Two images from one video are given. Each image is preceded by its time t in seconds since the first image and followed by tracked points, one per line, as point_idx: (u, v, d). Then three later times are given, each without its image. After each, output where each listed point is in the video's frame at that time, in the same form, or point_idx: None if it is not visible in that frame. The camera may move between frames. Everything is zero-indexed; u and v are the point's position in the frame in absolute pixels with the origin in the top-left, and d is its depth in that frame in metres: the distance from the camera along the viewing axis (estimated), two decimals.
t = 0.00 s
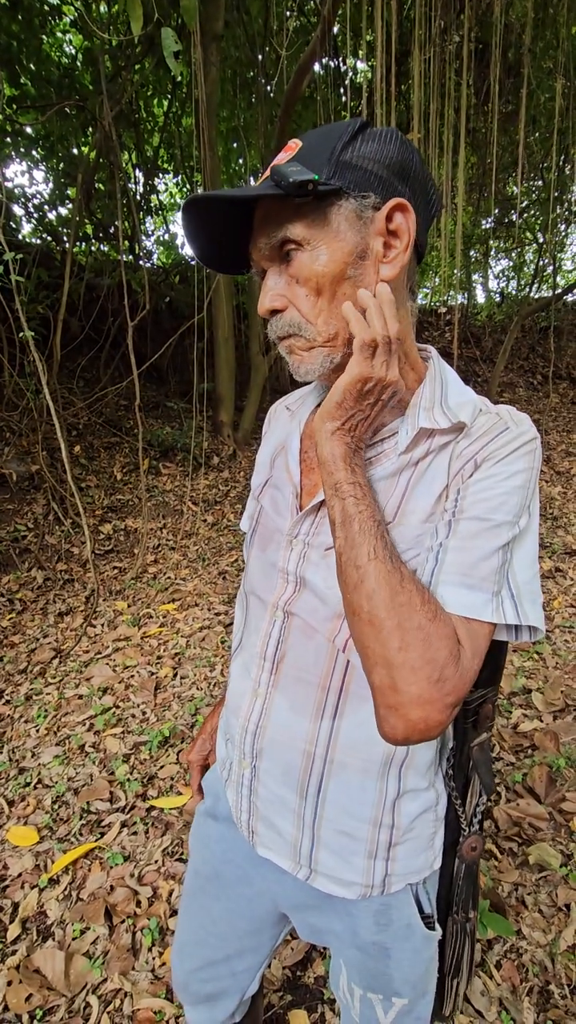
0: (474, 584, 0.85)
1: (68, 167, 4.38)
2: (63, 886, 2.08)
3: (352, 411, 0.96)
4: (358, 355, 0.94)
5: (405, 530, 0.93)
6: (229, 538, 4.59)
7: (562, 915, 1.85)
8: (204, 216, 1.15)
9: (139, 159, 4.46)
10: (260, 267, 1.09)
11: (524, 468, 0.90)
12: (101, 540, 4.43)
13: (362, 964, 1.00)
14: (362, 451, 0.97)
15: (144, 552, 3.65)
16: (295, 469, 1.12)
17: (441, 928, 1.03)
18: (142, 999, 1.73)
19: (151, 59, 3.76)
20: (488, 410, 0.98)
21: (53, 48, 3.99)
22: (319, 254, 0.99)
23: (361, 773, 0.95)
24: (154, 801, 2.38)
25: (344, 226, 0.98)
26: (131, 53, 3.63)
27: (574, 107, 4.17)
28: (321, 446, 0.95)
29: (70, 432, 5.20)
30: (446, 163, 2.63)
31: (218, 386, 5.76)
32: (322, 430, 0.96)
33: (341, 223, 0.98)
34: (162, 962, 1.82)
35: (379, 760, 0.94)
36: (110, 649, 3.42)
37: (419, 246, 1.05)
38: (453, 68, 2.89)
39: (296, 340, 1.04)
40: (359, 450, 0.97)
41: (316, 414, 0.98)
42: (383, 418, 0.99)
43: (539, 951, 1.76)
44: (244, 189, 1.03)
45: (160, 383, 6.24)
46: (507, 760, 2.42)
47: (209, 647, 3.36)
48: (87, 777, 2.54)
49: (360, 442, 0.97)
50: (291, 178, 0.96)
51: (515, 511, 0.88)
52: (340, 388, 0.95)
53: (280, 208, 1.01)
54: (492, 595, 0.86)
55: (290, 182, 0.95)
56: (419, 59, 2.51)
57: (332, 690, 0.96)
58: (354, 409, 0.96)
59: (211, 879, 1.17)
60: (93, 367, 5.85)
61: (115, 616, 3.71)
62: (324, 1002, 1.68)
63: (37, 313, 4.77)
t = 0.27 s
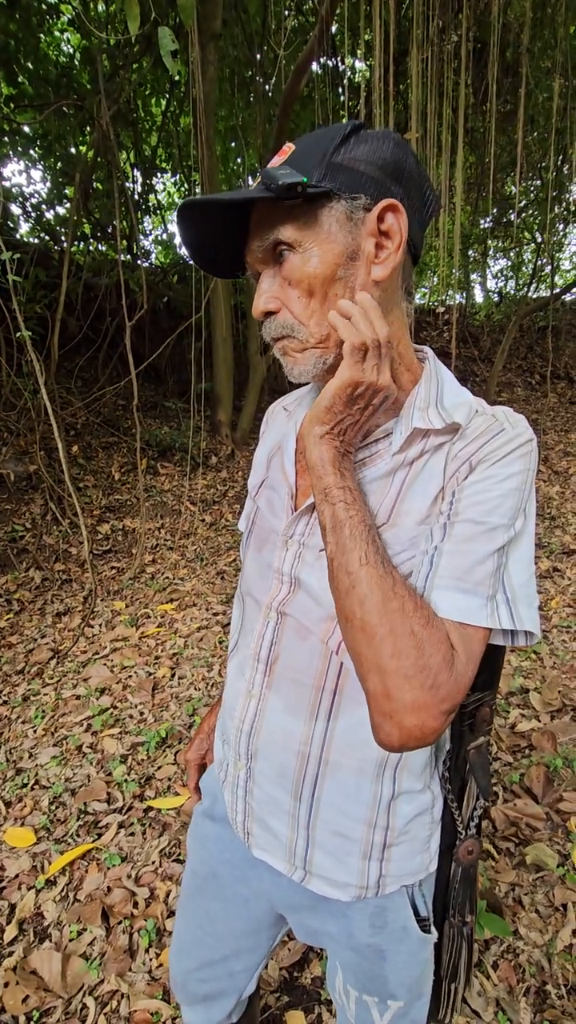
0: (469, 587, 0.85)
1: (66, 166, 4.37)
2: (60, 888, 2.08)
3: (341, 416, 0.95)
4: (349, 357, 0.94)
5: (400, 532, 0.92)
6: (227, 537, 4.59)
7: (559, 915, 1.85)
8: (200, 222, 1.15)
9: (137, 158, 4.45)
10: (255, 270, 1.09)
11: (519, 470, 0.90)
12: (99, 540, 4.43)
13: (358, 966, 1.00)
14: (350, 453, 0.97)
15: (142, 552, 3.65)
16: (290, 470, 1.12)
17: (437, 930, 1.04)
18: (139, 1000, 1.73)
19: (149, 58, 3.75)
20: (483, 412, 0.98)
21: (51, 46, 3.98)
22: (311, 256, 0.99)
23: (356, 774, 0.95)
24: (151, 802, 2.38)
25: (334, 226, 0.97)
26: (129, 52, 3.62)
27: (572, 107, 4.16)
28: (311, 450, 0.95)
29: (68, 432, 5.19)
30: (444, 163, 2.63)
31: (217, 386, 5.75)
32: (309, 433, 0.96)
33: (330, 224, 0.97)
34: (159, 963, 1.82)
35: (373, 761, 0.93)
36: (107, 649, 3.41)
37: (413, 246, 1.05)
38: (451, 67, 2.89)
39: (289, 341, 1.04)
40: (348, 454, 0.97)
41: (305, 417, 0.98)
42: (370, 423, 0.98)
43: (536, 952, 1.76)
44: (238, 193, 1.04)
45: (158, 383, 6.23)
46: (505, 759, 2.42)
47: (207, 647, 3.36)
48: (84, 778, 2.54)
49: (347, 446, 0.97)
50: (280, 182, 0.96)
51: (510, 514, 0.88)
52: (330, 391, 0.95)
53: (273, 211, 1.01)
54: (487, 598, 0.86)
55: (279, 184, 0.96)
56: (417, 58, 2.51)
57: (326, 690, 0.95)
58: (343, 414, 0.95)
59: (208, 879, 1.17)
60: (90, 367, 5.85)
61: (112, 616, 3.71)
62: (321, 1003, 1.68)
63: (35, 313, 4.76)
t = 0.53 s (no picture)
0: (468, 575, 0.84)
1: (63, 166, 4.37)
2: (59, 889, 2.07)
3: (355, 386, 0.93)
4: (359, 322, 0.91)
5: (400, 529, 0.92)
6: (226, 537, 4.59)
7: (559, 915, 1.85)
8: (200, 222, 1.15)
9: (135, 158, 4.44)
10: (255, 270, 1.09)
11: (520, 465, 0.89)
12: (98, 540, 4.42)
13: (359, 970, 1.00)
14: (367, 426, 0.95)
15: (141, 552, 3.64)
16: (290, 471, 1.11)
17: (438, 932, 1.03)
18: (138, 1003, 1.73)
19: (147, 57, 3.74)
20: (485, 411, 0.98)
21: (49, 46, 3.98)
22: (311, 256, 0.98)
23: (357, 776, 0.94)
24: (150, 803, 2.37)
25: (333, 226, 0.97)
26: (127, 52, 3.62)
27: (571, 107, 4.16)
28: (324, 420, 0.93)
29: (66, 432, 5.19)
30: (442, 163, 2.63)
31: (215, 386, 5.75)
32: (324, 405, 0.94)
33: (329, 224, 0.97)
34: (158, 965, 1.82)
35: (375, 763, 0.93)
36: (106, 650, 3.41)
37: (415, 245, 1.04)
38: (449, 67, 2.89)
39: (289, 342, 1.04)
40: (365, 424, 0.95)
41: (319, 389, 0.96)
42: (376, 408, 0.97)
43: (536, 951, 1.76)
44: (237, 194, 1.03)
45: (157, 383, 6.23)
46: (504, 759, 2.42)
47: (206, 647, 3.36)
48: (83, 779, 2.53)
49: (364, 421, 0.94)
50: (279, 182, 0.96)
51: (511, 508, 0.88)
52: (344, 360, 0.93)
53: (273, 211, 1.01)
54: (485, 588, 0.85)
55: (278, 186, 0.96)
56: (415, 58, 2.51)
57: (327, 694, 0.95)
58: (356, 383, 0.93)
59: (208, 883, 1.16)
60: (89, 367, 5.84)
61: (111, 616, 3.70)
62: (321, 1004, 1.68)
63: (33, 313, 4.75)
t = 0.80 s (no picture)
0: (466, 573, 0.84)
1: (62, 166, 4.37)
2: (57, 891, 2.07)
3: (358, 380, 0.93)
4: (361, 316, 0.91)
5: (399, 529, 0.92)
6: (225, 538, 4.58)
7: (558, 915, 1.85)
8: (201, 219, 1.15)
9: (134, 159, 4.44)
10: (256, 268, 1.09)
11: (522, 465, 0.89)
12: (97, 541, 4.41)
13: (361, 974, 1.00)
14: (368, 422, 0.94)
15: (139, 552, 3.64)
16: (291, 472, 1.11)
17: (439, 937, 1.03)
18: (137, 1005, 1.73)
19: (145, 57, 3.74)
20: (486, 412, 0.97)
21: (47, 47, 3.98)
22: (312, 255, 0.98)
23: (358, 779, 0.94)
24: (149, 804, 2.37)
25: (335, 225, 0.97)
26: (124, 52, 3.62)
27: (569, 108, 4.16)
28: (326, 415, 0.93)
29: (65, 433, 5.19)
30: (441, 164, 2.63)
31: (214, 386, 5.74)
32: (326, 399, 0.94)
33: (330, 223, 0.97)
34: (158, 966, 1.82)
35: (376, 766, 0.93)
36: (105, 651, 3.41)
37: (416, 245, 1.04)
38: (447, 68, 2.89)
39: (289, 342, 1.03)
40: (366, 421, 0.94)
41: (321, 385, 0.96)
42: (378, 405, 0.96)
43: (535, 952, 1.76)
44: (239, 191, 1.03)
45: (156, 384, 6.23)
46: (503, 759, 2.42)
47: (205, 648, 3.36)
48: (82, 781, 2.53)
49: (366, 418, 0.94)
50: (280, 178, 0.96)
51: (511, 507, 0.88)
52: (346, 355, 0.92)
53: (275, 208, 1.01)
54: (484, 586, 0.85)
55: (279, 182, 0.96)
56: (413, 59, 2.51)
57: (328, 698, 0.95)
58: (359, 376, 0.93)
59: (207, 887, 1.16)
60: (87, 367, 5.84)
61: (110, 617, 3.70)
62: (320, 1005, 1.68)
63: (31, 314, 4.76)
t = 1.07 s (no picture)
0: (466, 579, 0.84)
1: (60, 167, 4.37)
2: (56, 893, 2.07)
3: (357, 386, 0.93)
4: (362, 322, 0.91)
5: (400, 533, 0.92)
6: (223, 539, 4.59)
7: (557, 916, 1.85)
8: (202, 208, 1.15)
9: (132, 160, 4.45)
10: (256, 261, 1.09)
11: (522, 469, 0.89)
12: (95, 542, 4.41)
13: (360, 977, 1.00)
14: (367, 428, 0.94)
15: (138, 553, 3.64)
16: (289, 473, 1.11)
17: (437, 941, 1.02)
18: (136, 1007, 1.73)
19: (143, 59, 3.75)
20: (486, 414, 0.97)
21: (45, 48, 3.97)
22: (314, 251, 0.98)
23: (358, 783, 0.94)
24: (148, 805, 2.37)
25: (341, 221, 0.97)
26: (122, 53, 3.63)
27: (566, 109, 4.17)
28: (325, 421, 0.93)
29: (63, 434, 5.20)
30: (438, 165, 2.64)
31: (212, 388, 5.74)
32: (324, 406, 0.94)
33: (336, 219, 0.97)
34: (156, 968, 1.82)
35: (375, 769, 0.93)
36: (104, 651, 3.41)
37: (419, 247, 1.04)
38: (445, 69, 2.90)
39: (289, 339, 1.03)
40: (364, 427, 0.94)
41: (321, 390, 0.96)
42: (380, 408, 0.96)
43: (534, 953, 1.76)
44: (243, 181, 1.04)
45: (154, 385, 6.23)
46: (502, 760, 2.42)
47: (204, 649, 3.35)
48: (81, 782, 2.53)
49: (364, 422, 0.94)
50: (288, 170, 0.96)
51: (511, 511, 0.88)
52: (346, 361, 0.92)
53: (280, 200, 1.02)
54: (484, 592, 0.85)
55: (287, 174, 0.96)
56: (411, 60, 2.51)
57: (327, 699, 0.95)
58: (359, 382, 0.93)
59: (205, 890, 1.16)
60: (86, 368, 5.84)
61: (109, 618, 3.70)
62: (320, 1007, 1.67)
63: (29, 315, 4.76)
